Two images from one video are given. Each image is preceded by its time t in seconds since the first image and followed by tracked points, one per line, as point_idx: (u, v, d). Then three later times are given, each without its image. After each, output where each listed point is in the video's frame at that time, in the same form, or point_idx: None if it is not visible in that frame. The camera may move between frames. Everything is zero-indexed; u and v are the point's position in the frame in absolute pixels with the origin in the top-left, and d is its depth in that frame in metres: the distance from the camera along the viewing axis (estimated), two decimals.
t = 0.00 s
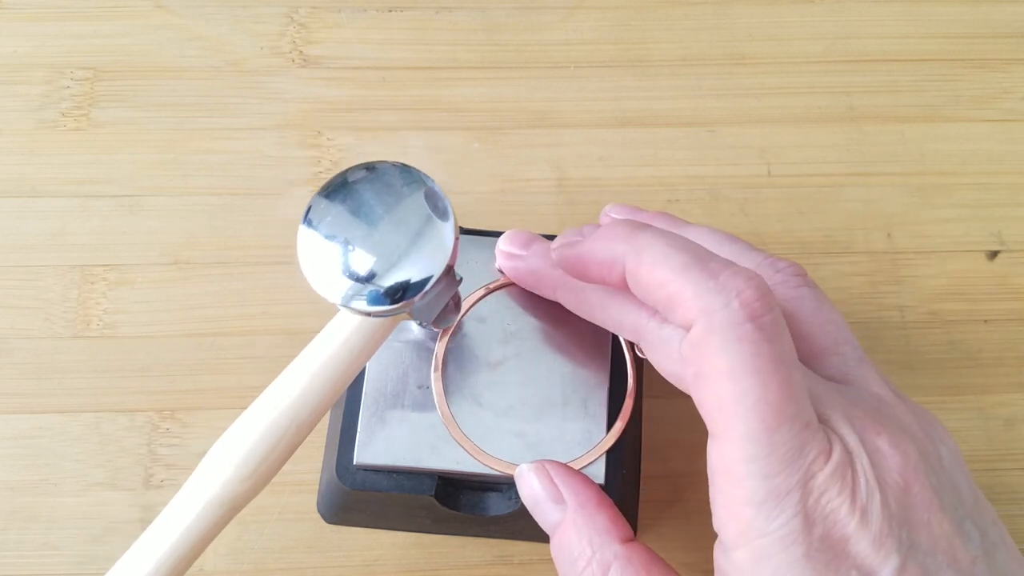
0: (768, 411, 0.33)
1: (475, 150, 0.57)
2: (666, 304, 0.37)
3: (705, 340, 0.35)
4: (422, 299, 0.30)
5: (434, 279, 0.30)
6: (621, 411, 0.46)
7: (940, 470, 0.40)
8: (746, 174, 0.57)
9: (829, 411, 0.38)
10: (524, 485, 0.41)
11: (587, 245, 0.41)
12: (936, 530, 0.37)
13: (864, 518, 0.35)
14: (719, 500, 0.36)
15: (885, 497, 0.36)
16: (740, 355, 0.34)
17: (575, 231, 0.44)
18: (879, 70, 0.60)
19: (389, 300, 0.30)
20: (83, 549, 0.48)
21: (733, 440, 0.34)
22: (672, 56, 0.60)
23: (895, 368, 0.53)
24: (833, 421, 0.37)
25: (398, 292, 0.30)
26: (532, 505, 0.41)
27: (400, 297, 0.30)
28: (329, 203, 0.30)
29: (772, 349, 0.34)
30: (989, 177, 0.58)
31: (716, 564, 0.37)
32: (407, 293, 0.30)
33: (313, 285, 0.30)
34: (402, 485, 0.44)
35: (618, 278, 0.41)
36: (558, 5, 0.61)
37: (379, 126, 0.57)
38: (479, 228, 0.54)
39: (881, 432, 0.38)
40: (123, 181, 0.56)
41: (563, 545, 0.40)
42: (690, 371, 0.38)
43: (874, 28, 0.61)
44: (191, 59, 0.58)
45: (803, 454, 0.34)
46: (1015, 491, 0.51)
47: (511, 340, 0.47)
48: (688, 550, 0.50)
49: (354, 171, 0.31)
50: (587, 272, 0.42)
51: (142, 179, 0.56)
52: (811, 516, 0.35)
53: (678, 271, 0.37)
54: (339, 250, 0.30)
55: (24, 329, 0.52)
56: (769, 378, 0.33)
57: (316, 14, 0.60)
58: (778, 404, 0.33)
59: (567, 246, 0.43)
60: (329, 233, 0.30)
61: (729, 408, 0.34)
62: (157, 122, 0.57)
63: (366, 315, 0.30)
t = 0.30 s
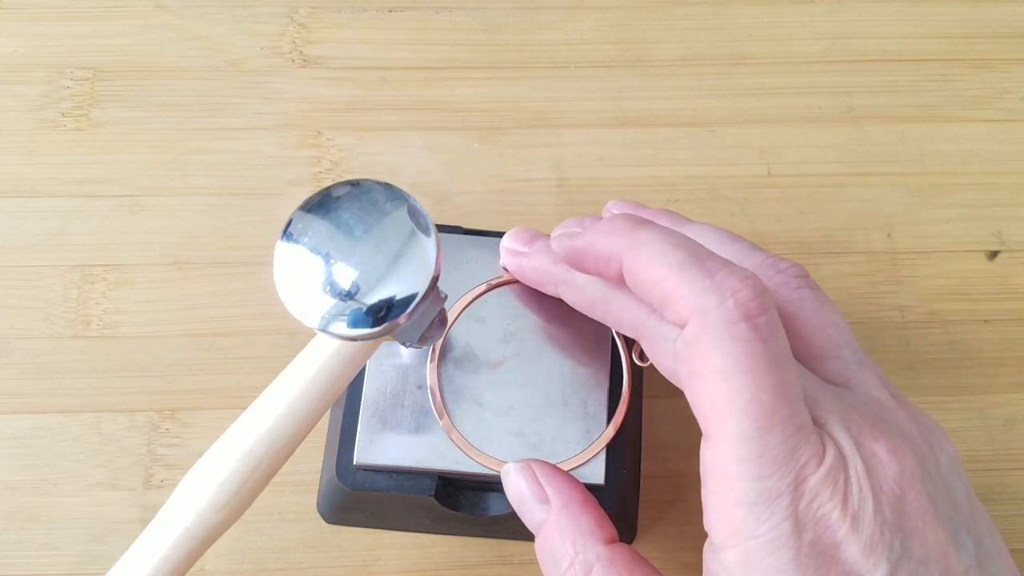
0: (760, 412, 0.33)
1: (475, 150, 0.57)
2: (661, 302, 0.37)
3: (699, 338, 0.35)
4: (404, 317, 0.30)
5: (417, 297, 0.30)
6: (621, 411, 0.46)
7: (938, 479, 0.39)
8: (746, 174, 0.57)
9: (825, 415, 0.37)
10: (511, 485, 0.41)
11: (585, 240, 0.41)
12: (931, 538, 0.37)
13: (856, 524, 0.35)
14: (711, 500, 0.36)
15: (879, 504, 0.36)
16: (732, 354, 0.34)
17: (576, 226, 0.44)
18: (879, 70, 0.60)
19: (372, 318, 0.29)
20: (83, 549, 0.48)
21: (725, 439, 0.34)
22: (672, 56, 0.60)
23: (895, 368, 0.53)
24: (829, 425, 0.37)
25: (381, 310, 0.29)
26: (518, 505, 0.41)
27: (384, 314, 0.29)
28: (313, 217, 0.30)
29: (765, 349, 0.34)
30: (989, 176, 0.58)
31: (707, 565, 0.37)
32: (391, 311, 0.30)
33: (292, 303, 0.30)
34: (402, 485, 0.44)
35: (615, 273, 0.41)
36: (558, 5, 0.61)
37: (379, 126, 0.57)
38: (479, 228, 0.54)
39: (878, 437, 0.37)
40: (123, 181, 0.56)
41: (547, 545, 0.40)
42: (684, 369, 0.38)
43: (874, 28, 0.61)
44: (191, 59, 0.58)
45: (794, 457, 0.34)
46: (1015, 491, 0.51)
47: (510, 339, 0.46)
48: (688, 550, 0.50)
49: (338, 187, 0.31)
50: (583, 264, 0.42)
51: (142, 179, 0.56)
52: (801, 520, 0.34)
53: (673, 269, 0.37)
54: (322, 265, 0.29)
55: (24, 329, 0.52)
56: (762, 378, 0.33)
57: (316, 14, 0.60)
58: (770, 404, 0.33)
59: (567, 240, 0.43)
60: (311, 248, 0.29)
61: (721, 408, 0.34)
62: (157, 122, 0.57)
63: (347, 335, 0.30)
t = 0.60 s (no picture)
0: (757, 410, 0.33)
1: (475, 150, 0.57)
2: (659, 301, 0.37)
3: (696, 337, 0.35)
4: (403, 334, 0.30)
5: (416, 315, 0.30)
6: (620, 411, 0.46)
7: (939, 480, 0.39)
8: (746, 174, 0.57)
9: (824, 414, 0.37)
10: (509, 484, 0.41)
11: (584, 239, 0.41)
12: (931, 540, 0.37)
13: (855, 523, 0.35)
14: (710, 499, 0.36)
15: (878, 503, 0.36)
16: (729, 352, 0.34)
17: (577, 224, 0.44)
18: (878, 70, 0.60)
19: (371, 335, 0.30)
20: (83, 549, 0.48)
21: (723, 438, 0.34)
22: (672, 56, 0.60)
23: (894, 368, 0.53)
24: (829, 424, 0.37)
25: (381, 328, 0.30)
26: (516, 503, 0.41)
27: (382, 330, 0.30)
28: (312, 237, 0.30)
29: (762, 348, 0.34)
30: (989, 177, 0.58)
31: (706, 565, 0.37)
32: (389, 326, 0.30)
33: (292, 321, 0.30)
34: (402, 485, 0.44)
35: (613, 272, 0.41)
36: (558, 5, 0.61)
37: (379, 126, 0.57)
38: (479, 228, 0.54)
39: (878, 437, 0.37)
40: (123, 181, 0.56)
41: (545, 544, 0.40)
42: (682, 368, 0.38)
43: (874, 28, 0.61)
44: (191, 59, 0.58)
45: (792, 456, 0.34)
46: (1015, 491, 0.51)
47: (510, 340, 0.46)
48: (688, 550, 0.50)
49: (337, 206, 0.31)
50: (583, 262, 0.42)
51: (143, 179, 0.56)
52: (801, 520, 0.34)
53: (671, 268, 0.36)
54: (322, 284, 0.29)
55: (24, 329, 0.52)
56: (758, 376, 0.33)
57: (316, 14, 0.60)
58: (767, 403, 0.33)
59: (568, 239, 0.43)
60: (311, 267, 0.29)
61: (718, 406, 0.34)
62: (157, 122, 0.57)
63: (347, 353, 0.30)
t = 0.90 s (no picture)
0: (762, 403, 0.33)
1: (475, 150, 0.57)
2: (666, 292, 0.37)
3: (702, 329, 0.35)
4: (388, 329, 0.31)
5: (400, 310, 0.31)
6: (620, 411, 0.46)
7: (947, 484, 0.39)
8: (746, 174, 0.57)
9: (833, 412, 0.37)
10: (499, 483, 0.41)
11: (592, 232, 0.42)
12: (936, 543, 0.36)
13: (859, 522, 0.35)
14: (713, 493, 0.36)
15: (883, 503, 0.36)
16: (735, 344, 0.34)
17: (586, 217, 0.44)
18: (879, 70, 0.60)
19: (356, 328, 0.30)
20: (83, 549, 0.48)
21: (728, 430, 0.34)
22: (673, 56, 0.60)
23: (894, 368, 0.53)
24: (837, 422, 0.37)
25: (366, 323, 0.30)
26: (507, 502, 0.41)
27: (368, 325, 0.30)
28: (295, 228, 0.30)
29: (768, 341, 0.34)
30: (989, 177, 0.58)
31: (707, 560, 0.37)
32: (375, 320, 0.30)
33: (273, 315, 0.29)
34: (402, 485, 0.44)
35: (620, 263, 0.42)
36: (558, 5, 0.61)
37: (379, 126, 0.57)
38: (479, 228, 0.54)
39: (885, 436, 0.37)
40: (123, 181, 0.56)
41: (535, 542, 0.40)
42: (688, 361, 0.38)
43: (874, 28, 0.61)
44: (191, 59, 0.58)
45: (797, 451, 0.34)
46: (1016, 491, 0.51)
47: (510, 340, 0.46)
48: (688, 551, 0.50)
49: (322, 199, 0.31)
50: (591, 255, 0.43)
51: (143, 179, 0.56)
52: (805, 517, 0.34)
53: (678, 260, 0.37)
54: (306, 274, 0.29)
55: (24, 329, 0.52)
56: (765, 369, 0.33)
57: (316, 14, 0.60)
58: (773, 396, 0.33)
59: (577, 231, 0.43)
60: (294, 257, 0.29)
61: (724, 397, 0.34)
62: (157, 122, 0.57)
63: (329, 350, 0.30)
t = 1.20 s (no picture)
0: (765, 399, 0.34)
1: (475, 150, 0.57)
2: (668, 289, 0.37)
3: (705, 325, 0.35)
4: (398, 347, 0.30)
5: (410, 328, 0.30)
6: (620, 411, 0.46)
7: (951, 487, 0.39)
8: (746, 174, 0.57)
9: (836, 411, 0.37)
10: (491, 483, 0.40)
11: (597, 230, 0.42)
12: (939, 545, 0.36)
13: (862, 521, 0.35)
14: (716, 490, 0.36)
15: (887, 503, 0.35)
16: (739, 340, 0.34)
17: (590, 215, 0.44)
18: (878, 70, 0.60)
19: (366, 350, 0.29)
20: (83, 549, 0.48)
21: (731, 426, 0.34)
22: (673, 56, 0.60)
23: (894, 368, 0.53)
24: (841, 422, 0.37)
25: (376, 340, 0.29)
26: (500, 502, 0.41)
27: (377, 345, 0.29)
28: (306, 250, 0.30)
29: (772, 337, 0.34)
30: (989, 177, 0.58)
31: (708, 558, 0.37)
32: (385, 341, 0.29)
33: (284, 335, 0.29)
34: (402, 485, 0.44)
35: (625, 261, 0.42)
36: (558, 5, 0.61)
37: (379, 126, 0.57)
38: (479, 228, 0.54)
39: (890, 436, 0.37)
40: (123, 181, 0.56)
41: (530, 541, 0.40)
42: (691, 358, 0.38)
43: (874, 28, 0.61)
44: (191, 59, 0.58)
45: (800, 449, 0.34)
46: (1016, 491, 0.51)
47: (510, 340, 0.46)
48: (688, 551, 0.50)
49: (332, 220, 0.31)
50: (596, 253, 0.43)
51: (143, 179, 0.56)
52: (807, 515, 0.34)
53: (683, 257, 0.37)
54: (316, 297, 0.29)
55: (24, 329, 0.52)
56: (769, 365, 0.34)
57: (316, 14, 0.60)
58: (776, 392, 0.34)
59: (582, 228, 0.43)
60: (306, 279, 0.29)
61: (727, 393, 0.34)
62: (157, 122, 0.57)
63: (340, 368, 0.30)
